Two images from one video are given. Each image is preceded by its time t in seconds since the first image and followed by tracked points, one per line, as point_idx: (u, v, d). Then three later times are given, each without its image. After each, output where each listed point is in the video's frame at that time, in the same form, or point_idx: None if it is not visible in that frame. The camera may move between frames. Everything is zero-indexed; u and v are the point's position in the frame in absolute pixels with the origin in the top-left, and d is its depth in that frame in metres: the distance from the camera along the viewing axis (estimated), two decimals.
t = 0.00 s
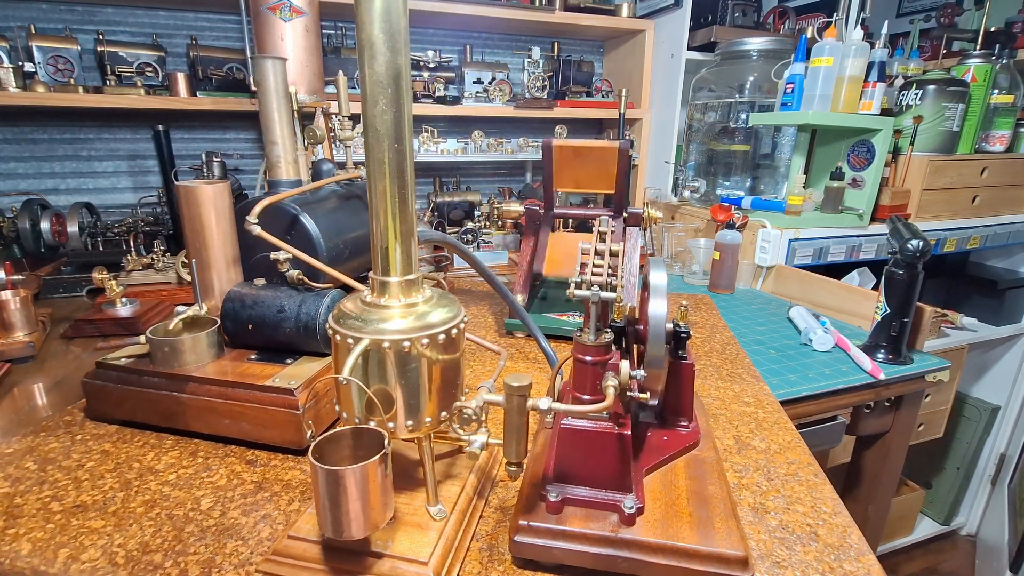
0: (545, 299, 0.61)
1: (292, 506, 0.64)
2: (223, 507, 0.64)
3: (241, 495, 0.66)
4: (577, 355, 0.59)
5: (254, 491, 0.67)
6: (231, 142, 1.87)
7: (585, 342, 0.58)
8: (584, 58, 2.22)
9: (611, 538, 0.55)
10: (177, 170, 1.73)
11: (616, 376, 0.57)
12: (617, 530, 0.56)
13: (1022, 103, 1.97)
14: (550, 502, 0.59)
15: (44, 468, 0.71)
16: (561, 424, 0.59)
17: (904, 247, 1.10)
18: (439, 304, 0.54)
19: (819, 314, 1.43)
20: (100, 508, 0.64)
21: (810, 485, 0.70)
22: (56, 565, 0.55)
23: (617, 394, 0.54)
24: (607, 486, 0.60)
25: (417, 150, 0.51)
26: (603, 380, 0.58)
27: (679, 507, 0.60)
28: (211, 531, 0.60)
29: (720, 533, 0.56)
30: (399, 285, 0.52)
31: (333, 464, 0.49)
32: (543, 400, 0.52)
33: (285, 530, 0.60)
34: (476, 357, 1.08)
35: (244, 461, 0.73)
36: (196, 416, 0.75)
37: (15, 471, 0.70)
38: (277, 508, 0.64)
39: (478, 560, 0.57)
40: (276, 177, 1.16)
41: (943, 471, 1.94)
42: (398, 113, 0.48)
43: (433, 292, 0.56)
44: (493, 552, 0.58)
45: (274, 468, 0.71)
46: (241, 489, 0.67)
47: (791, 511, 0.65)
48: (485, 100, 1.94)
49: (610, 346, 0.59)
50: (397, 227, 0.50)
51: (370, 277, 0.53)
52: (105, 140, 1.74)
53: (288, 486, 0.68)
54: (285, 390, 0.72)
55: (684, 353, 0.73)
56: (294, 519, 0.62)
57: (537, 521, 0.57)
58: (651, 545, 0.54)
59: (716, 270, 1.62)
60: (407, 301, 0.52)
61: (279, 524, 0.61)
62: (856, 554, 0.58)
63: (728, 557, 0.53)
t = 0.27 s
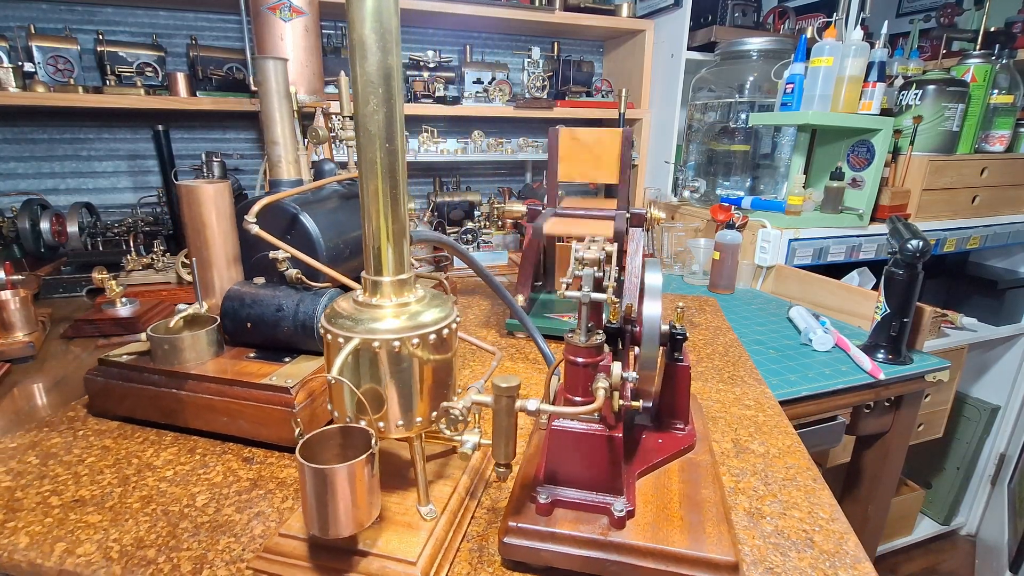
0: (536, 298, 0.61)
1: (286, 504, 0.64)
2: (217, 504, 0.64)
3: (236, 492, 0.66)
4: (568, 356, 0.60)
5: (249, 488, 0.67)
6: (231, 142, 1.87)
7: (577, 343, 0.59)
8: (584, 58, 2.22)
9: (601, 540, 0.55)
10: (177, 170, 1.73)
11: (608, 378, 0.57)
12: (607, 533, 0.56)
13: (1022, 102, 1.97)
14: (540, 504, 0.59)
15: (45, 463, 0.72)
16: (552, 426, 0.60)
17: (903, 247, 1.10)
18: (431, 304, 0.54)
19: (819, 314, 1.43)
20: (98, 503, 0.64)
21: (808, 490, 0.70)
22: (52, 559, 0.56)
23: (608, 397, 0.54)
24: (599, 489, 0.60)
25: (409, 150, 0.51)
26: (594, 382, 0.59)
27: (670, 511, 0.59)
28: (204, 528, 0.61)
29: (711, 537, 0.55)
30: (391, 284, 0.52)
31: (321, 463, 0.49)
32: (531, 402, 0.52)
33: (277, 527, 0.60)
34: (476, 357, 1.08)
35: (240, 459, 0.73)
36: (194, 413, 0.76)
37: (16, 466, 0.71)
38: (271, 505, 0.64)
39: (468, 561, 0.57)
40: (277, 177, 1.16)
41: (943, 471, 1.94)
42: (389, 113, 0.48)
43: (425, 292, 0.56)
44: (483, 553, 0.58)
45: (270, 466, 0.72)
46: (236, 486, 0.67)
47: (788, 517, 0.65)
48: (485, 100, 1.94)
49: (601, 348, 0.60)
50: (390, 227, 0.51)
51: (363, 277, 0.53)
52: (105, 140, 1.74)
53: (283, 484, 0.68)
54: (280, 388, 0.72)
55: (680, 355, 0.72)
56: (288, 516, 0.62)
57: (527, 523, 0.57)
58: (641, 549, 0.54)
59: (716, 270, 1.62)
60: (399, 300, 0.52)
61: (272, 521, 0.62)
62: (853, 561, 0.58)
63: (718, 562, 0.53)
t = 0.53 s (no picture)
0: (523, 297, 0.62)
1: (277, 499, 0.65)
2: (208, 498, 0.65)
3: (227, 487, 0.67)
4: (555, 358, 0.60)
5: (241, 483, 0.68)
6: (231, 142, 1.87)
7: (562, 345, 0.60)
8: (584, 58, 2.22)
9: (580, 546, 0.54)
10: (177, 170, 1.73)
11: (592, 381, 0.57)
12: (587, 538, 0.55)
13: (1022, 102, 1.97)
14: (522, 506, 0.59)
15: (48, 454, 0.74)
16: (537, 428, 0.59)
17: (903, 247, 1.10)
18: (419, 303, 0.54)
19: (819, 314, 1.43)
20: (94, 494, 0.66)
21: (805, 499, 0.68)
22: (45, 548, 0.57)
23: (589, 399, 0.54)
24: (582, 493, 0.59)
25: (395, 150, 0.51)
26: (579, 384, 0.59)
27: (655, 517, 0.58)
28: (194, 521, 0.62)
29: (694, 546, 0.54)
30: (378, 284, 0.52)
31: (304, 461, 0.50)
32: (511, 403, 0.53)
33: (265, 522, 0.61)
34: (476, 357, 1.08)
35: (235, 454, 0.74)
36: (193, 408, 0.77)
37: (21, 456, 0.73)
38: (261, 500, 0.65)
39: (451, 561, 0.57)
40: (280, 178, 1.15)
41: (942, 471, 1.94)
42: (375, 113, 0.48)
43: (412, 291, 0.56)
44: (466, 554, 0.59)
45: (263, 463, 0.72)
46: (228, 481, 0.68)
47: (780, 526, 0.63)
48: (485, 100, 1.94)
49: (586, 350, 0.60)
50: (376, 229, 0.51)
51: (349, 279, 0.53)
52: (105, 140, 1.74)
53: (275, 479, 0.69)
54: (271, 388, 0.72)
55: (672, 358, 0.70)
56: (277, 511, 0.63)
57: (508, 527, 0.57)
58: (621, 555, 0.54)
59: (715, 270, 1.62)
60: (387, 300, 0.52)
61: (261, 516, 0.62)
62: None
63: (699, 571, 0.52)
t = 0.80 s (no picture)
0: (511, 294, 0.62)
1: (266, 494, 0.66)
2: (198, 492, 0.67)
3: (218, 481, 0.69)
4: (536, 361, 0.57)
5: (232, 477, 0.69)
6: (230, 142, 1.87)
7: (543, 347, 0.57)
8: (584, 58, 2.22)
9: (557, 551, 0.54)
10: (177, 170, 1.73)
11: (573, 385, 0.56)
12: (564, 543, 0.55)
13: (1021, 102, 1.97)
14: (501, 509, 0.58)
15: (53, 444, 0.76)
16: (518, 430, 0.59)
17: (903, 247, 1.10)
18: (405, 302, 0.56)
19: (818, 313, 1.43)
20: (92, 485, 0.68)
21: (798, 510, 0.66)
22: (40, 535, 0.59)
23: (569, 402, 0.54)
24: (561, 497, 0.59)
25: (378, 150, 0.53)
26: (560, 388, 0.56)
27: (636, 524, 0.58)
28: (183, 514, 0.63)
29: (672, 554, 0.54)
30: (364, 282, 0.54)
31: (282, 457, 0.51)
32: (486, 405, 0.52)
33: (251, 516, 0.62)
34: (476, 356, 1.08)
35: (230, 449, 0.75)
36: (191, 402, 0.78)
37: (27, 446, 0.76)
38: (251, 495, 0.66)
39: (431, 562, 0.58)
40: (283, 177, 1.15)
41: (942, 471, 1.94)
42: (358, 113, 0.50)
43: (398, 290, 0.58)
44: (446, 554, 0.59)
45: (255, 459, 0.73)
46: (220, 475, 0.70)
47: (771, 537, 0.62)
48: (485, 100, 1.94)
49: (569, 351, 0.57)
50: (361, 227, 0.53)
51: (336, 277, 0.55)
52: (105, 140, 1.74)
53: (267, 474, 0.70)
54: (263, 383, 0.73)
55: (663, 362, 0.70)
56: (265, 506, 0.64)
57: (485, 530, 0.57)
58: (597, 562, 0.53)
59: (715, 270, 1.62)
60: (372, 298, 0.54)
61: (250, 510, 0.64)
62: None
63: None
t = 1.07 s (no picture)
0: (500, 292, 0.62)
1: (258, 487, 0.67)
2: (190, 485, 0.67)
3: (211, 475, 0.69)
4: (517, 363, 0.59)
5: (226, 471, 0.70)
6: (230, 142, 1.87)
7: (523, 349, 0.59)
8: (584, 58, 2.22)
9: (532, 555, 0.53)
10: (177, 170, 1.73)
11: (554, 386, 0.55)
12: (540, 547, 0.53)
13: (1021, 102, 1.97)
14: (480, 511, 0.57)
15: (58, 435, 0.78)
16: (498, 431, 0.58)
17: (903, 247, 1.10)
18: (390, 300, 0.58)
19: (818, 313, 1.43)
20: (91, 474, 0.69)
21: (791, 521, 0.63)
22: (37, 523, 0.61)
23: (547, 404, 0.53)
24: (541, 500, 0.57)
25: (363, 149, 0.55)
26: (538, 388, 0.58)
27: (616, 530, 0.56)
28: (175, 506, 0.64)
29: (650, 562, 0.52)
30: (349, 281, 0.56)
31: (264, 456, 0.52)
32: (461, 406, 0.51)
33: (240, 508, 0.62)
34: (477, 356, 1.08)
35: (226, 443, 0.76)
36: (190, 396, 0.79)
37: (33, 435, 0.78)
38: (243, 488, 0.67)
39: (410, 561, 0.57)
40: (286, 177, 1.15)
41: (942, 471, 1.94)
42: (342, 113, 0.52)
43: (383, 287, 0.60)
44: (426, 554, 0.58)
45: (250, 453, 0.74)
46: (213, 469, 0.70)
47: (760, 548, 0.59)
48: (485, 100, 1.94)
49: (550, 353, 0.59)
50: (345, 225, 0.54)
51: (322, 274, 0.57)
52: (105, 140, 1.74)
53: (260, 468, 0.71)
54: (254, 377, 0.73)
55: (655, 367, 0.69)
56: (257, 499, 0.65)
57: (463, 531, 0.56)
58: (572, 569, 0.52)
59: (715, 270, 1.62)
60: (358, 296, 0.56)
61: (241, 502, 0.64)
62: None
63: None
